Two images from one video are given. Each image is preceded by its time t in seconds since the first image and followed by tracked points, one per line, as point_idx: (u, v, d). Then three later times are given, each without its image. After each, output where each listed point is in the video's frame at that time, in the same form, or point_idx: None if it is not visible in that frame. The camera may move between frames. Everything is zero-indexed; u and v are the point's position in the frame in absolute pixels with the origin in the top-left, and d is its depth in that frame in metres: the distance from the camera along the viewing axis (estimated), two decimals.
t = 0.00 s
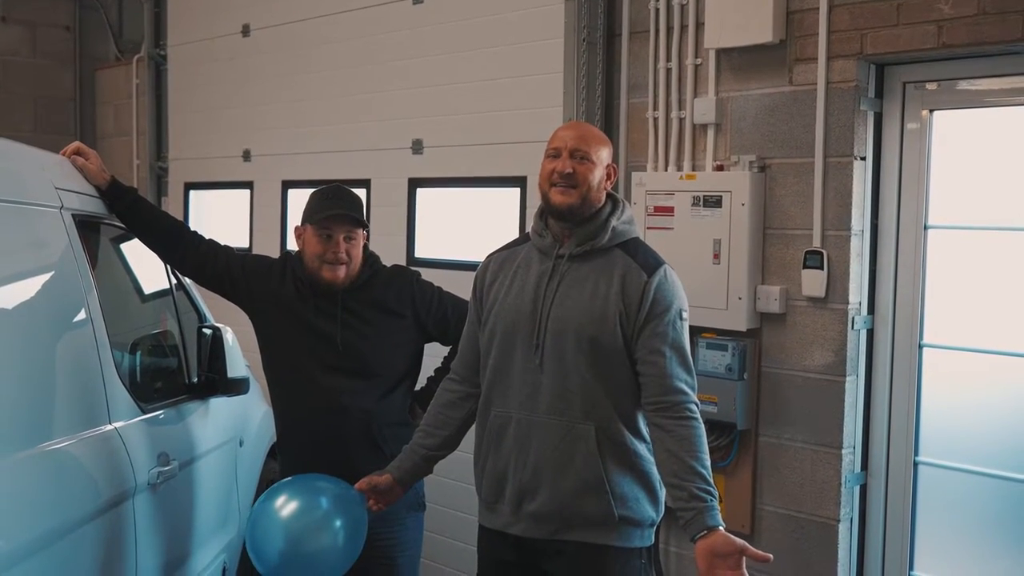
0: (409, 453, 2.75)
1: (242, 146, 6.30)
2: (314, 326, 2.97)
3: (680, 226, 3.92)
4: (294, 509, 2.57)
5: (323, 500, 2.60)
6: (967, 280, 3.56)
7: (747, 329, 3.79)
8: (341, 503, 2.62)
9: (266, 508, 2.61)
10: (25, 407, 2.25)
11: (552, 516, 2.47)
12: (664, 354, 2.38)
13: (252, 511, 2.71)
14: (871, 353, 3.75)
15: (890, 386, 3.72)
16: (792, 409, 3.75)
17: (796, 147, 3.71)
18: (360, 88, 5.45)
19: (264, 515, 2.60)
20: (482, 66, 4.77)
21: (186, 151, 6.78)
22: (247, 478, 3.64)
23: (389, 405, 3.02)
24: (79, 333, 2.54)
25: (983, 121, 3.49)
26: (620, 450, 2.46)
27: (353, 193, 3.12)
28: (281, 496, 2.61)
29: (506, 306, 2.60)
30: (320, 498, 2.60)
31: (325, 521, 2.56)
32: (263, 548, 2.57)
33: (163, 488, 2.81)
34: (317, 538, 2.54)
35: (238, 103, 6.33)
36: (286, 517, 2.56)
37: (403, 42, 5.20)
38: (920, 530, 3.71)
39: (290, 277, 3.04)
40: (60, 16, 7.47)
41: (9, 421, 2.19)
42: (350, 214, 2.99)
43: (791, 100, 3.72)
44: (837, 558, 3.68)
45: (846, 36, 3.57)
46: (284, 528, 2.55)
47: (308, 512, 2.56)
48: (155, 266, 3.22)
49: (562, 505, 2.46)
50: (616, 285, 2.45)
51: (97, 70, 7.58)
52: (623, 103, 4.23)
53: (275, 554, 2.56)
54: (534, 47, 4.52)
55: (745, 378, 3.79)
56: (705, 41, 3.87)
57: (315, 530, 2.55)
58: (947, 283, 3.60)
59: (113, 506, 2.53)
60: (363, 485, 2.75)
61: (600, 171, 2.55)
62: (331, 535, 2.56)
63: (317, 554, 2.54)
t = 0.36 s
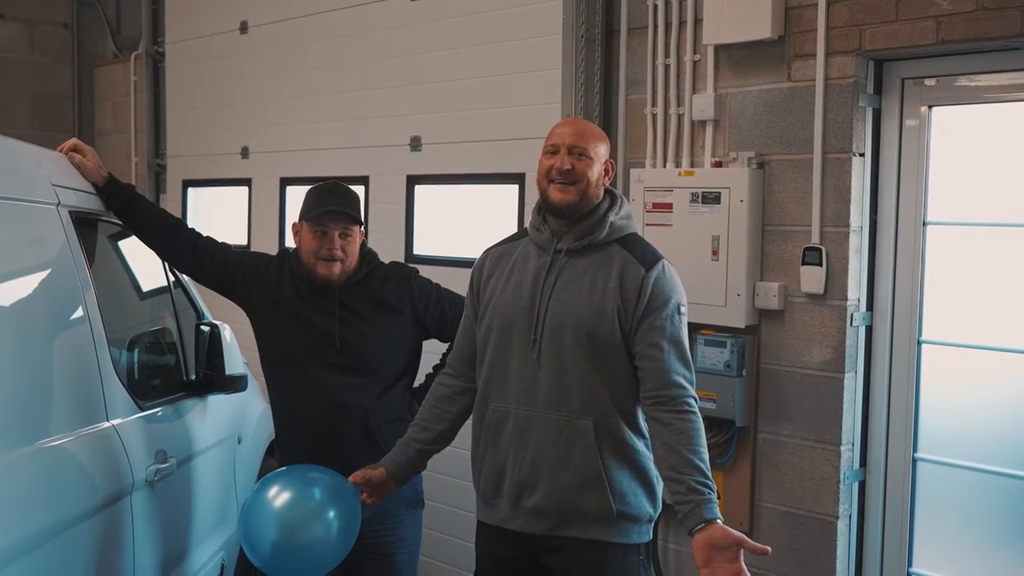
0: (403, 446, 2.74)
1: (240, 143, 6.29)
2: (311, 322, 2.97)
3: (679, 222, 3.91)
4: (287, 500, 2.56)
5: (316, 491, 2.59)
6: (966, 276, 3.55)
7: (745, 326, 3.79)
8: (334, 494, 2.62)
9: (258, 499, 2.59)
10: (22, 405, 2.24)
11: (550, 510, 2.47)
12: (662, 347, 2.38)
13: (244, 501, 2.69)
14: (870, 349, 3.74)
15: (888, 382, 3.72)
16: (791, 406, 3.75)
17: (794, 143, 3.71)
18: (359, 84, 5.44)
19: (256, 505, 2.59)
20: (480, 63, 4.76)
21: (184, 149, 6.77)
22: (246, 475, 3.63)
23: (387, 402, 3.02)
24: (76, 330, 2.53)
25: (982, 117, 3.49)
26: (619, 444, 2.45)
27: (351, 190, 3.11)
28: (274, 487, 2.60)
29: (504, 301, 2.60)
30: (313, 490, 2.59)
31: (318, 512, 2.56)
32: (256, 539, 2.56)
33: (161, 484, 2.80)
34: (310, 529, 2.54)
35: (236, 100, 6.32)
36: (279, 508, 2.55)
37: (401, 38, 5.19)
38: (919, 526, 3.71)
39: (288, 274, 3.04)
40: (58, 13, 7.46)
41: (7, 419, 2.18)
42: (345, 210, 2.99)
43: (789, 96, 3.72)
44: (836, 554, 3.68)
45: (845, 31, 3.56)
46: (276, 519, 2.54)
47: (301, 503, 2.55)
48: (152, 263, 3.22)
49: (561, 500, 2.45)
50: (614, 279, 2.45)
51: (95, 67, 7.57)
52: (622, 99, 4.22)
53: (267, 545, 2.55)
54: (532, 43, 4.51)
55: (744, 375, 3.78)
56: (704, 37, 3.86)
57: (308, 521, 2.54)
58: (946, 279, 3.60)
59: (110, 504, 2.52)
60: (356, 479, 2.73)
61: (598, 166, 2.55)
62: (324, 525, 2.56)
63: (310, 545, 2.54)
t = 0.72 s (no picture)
0: (401, 442, 2.74)
1: (239, 140, 6.28)
2: (309, 319, 2.96)
3: (678, 219, 3.91)
4: (285, 496, 2.55)
5: (315, 488, 2.58)
6: (966, 273, 3.55)
7: (744, 323, 3.79)
8: (332, 490, 2.61)
9: (256, 496, 2.58)
10: (19, 403, 2.24)
11: (549, 507, 2.46)
12: (662, 344, 2.37)
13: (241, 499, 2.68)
14: (869, 346, 3.74)
15: (888, 379, 3.72)
16: (790, 403, 3.75)
17: (793, 140, 3.70)
18: (357, 81, 5.43)
19: (254, 503, 2.57)
20: (479, 60, 4.75)
21: (183, 146, 6.76)
22: (244, 472, 3.62)
23: (385, 400, 3.01)
24: (73, 328, 2.52)
25: (981, 114, 3.48)
26: (618, 440, 2.45)
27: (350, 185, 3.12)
28: (271, 484, 2.59)
29: (503, 297, 2.59)
30: (311, 486, 2.58)
31: (317, 508, 2.55)
32: (254, 536, 2.55)
33: (159, 482, 2.80)
34: (309, 525, 2.53)
35: (234, 97, 6.31)
36: (277, 504, 2.54)
37: (399, 35, 5.18)
38: (918, 522, 3.71)
39: (286, 271, 3.04)
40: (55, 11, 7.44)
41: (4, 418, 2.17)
42: (344, 206, 3.00)
43: (788, 92, 3.71)
44: (836, 552, 3.68)
45: (844, 28, 3.56)
46: (274, 515, 2.53)
47: (299, 499, 2.55)
48: (150, 261, 3.21)
49: (560, 496, 2.45)
50: (613, 275, 2.44)
51: (93, 65, 7.55)
52: (620, 96, 4.22)
53: (266, 542, 2.54)
54: (530, 40, 4.50)
55: (743, 372, 3.78)
56: (703, 34, 3.85)
57: (306, 517, 2.53)
58: (946, 276, 3.60)
59: (108, 502, 2.51)
60: (353, 474, 2.72)
61: (597, 162, 2.54)
62: (323, 521, 2.55)
63: (309, 541, 2.52)
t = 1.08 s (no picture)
0: (402, 441, 2.74)
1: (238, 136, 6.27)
2: (307, 316, 2.96)
3: (677, 215, 3.90)
4: (292, 497, 2.55)
5: (322, 488, 2.58)
6: (965, 269, 3.55)
7: (744, 319, 3.78)
8: (339, 491, 2.60)
9: (265, 496, 2.59)
10: (18, 399, 2.24)
11: (547, 504, 2.46)
12: (659, 342, 2.37)
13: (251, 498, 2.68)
14: (868, 342, 3.74)
15: (887, 375, 3.72)
16: (789, 399, 3.75)
17: (793, 135, 3.70)
18: (356, 77, 5.43)
19: (263, 503, 2.58)
20: (478, 55, 4.74)
21: (182, 142, 6.75)
22: (243, 468, 3.62)
23: (384, 396, 3.01)
24: (71, 324, 2.52)
25: (981, 110, 3.48)
26: (616, 438, 2.45)
27: (349, 181, 3.11)
28: (279, 483, 2.59)
29: (502, 294, 2.58)
30: (318, 486, 2.58)
31: (323, 509, 2.54)
32: (262, 537, 2.55)
33: (158, 478, 2.79)
34: (316, 526, 2.52)
35: (233, 92, 6.30)
36: (285, 505, 2.54)
37: (398, 31, 5.17)
38: (917, 518, 3.71)
39: (285, 267, 3.04)
40: (54, 6, 7.43)
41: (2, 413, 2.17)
42: (342, 201, 2.99)
43: (788, 88, 3.70)
44: (835, 548, 3.68)
45: (844, 23, 3.55)
46: (282, 515, 2.53)
47: (306, 500, 2.54)
48: (149, 256, 3.21)
49: (558, 493, 2.45)
50: (611, 272, 2.44)
51: (92, 60, 7.53)
52: (619, 92, 4.21)
53: (273, 542, 2.54)
54: (529, 35, 4.50)
55: (742, 368, 3.77)
56: (703, 29, 3.84)
57: (314, 518, 2.53)
58: (945, 273, 3.59)
59: (107, 498, 2.51)
60: (357, 471, 2.72)
61: (595, 157, 2.54)
62: (330, 521, 2.54)
63: (316, 542, 2.52)
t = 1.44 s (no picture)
0: (402, 438, 2.73)
1: (237, 132, 6.26)
2: (307, 312, 2.96)
3: (677, 210, 3.90)
4: (296, 494, 2.55)
5: (325, 485, 2.58)
6: (966, 263, 3.54)
7: (744, 314, 3.78)
8: (342, 488, 2.60)
9: (268, 494, 2.58)
10: (18, 395, 2.23)
11: (547, 501, 2.46)
12: (659, 338, 2.37)
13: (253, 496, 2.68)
14: (868, 336, 3.73)
15: (887, 370, 3.71)
16: (789, 393, 3.74)
17: (793, 130, 3.69)
18: (356, 72, 5.42)
19: (266, 501, 2.58)
20: (478, 50, 4.74)
21: (181, 138, 6.75)
22: (243, 464, 3.62)
23: (384, 392, 3.01)
24: (71, 321, 2.52)
25: (981, 104, 3.47)
26: (616, 434, 2.44)
27: (348, 176, 3.10)
28: (283, 481, 2.59)
29: (501, 290, 2.58)
30: (321, 484, 2.57)
31: (327, 506, 2.54)
32: (265, 535, 2.55)
33: (158, 474, 2.79)
34: (319, 523, 2.52)
35: (233, 88, 6.29)
36: (288, 502, 2.54)
37: (398, 26, 5.16)
38: (918, 513, 3.71)
39: (284, 263, 3.04)
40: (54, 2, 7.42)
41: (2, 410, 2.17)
42: (341, 198, 2.97)
43: (788, 82, 3.70)
44: (836, 543, 3.68)
45: (844, 17, 3.55)
46: (285, 513, 2.53)
47: (309, 498, 2.54)
48: (148, 252, 3.20)
49: (558, 490, 2.44)
50: (610, 269, 2.43)
51: (91, 56, 7.52)
52: (619, 87, 4.20)
53: (276, 540, 2.54)
54: (529, 30, 4.49)
55: (742, 363, 3.77)
56: (703, 24, 3.84)
57: (317, 515, 2.53)
58: (946, 267, 3.59)
59: (107, 494, 2.51)
60: (358, 468, 2.73)
61: (593, 152, 2.53)
62: (333, 519, 2.54)
63: (319, 539, 2.52)
